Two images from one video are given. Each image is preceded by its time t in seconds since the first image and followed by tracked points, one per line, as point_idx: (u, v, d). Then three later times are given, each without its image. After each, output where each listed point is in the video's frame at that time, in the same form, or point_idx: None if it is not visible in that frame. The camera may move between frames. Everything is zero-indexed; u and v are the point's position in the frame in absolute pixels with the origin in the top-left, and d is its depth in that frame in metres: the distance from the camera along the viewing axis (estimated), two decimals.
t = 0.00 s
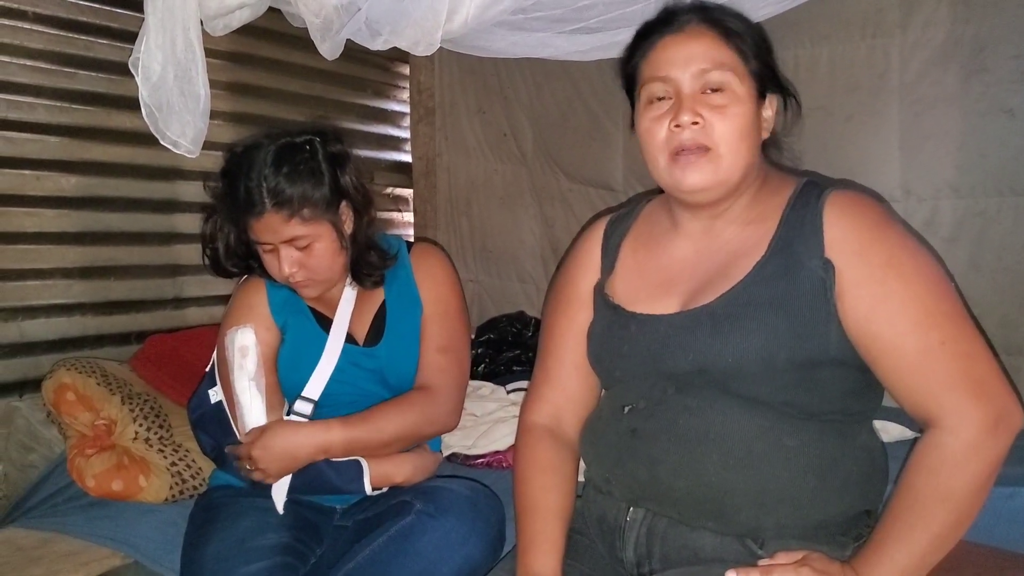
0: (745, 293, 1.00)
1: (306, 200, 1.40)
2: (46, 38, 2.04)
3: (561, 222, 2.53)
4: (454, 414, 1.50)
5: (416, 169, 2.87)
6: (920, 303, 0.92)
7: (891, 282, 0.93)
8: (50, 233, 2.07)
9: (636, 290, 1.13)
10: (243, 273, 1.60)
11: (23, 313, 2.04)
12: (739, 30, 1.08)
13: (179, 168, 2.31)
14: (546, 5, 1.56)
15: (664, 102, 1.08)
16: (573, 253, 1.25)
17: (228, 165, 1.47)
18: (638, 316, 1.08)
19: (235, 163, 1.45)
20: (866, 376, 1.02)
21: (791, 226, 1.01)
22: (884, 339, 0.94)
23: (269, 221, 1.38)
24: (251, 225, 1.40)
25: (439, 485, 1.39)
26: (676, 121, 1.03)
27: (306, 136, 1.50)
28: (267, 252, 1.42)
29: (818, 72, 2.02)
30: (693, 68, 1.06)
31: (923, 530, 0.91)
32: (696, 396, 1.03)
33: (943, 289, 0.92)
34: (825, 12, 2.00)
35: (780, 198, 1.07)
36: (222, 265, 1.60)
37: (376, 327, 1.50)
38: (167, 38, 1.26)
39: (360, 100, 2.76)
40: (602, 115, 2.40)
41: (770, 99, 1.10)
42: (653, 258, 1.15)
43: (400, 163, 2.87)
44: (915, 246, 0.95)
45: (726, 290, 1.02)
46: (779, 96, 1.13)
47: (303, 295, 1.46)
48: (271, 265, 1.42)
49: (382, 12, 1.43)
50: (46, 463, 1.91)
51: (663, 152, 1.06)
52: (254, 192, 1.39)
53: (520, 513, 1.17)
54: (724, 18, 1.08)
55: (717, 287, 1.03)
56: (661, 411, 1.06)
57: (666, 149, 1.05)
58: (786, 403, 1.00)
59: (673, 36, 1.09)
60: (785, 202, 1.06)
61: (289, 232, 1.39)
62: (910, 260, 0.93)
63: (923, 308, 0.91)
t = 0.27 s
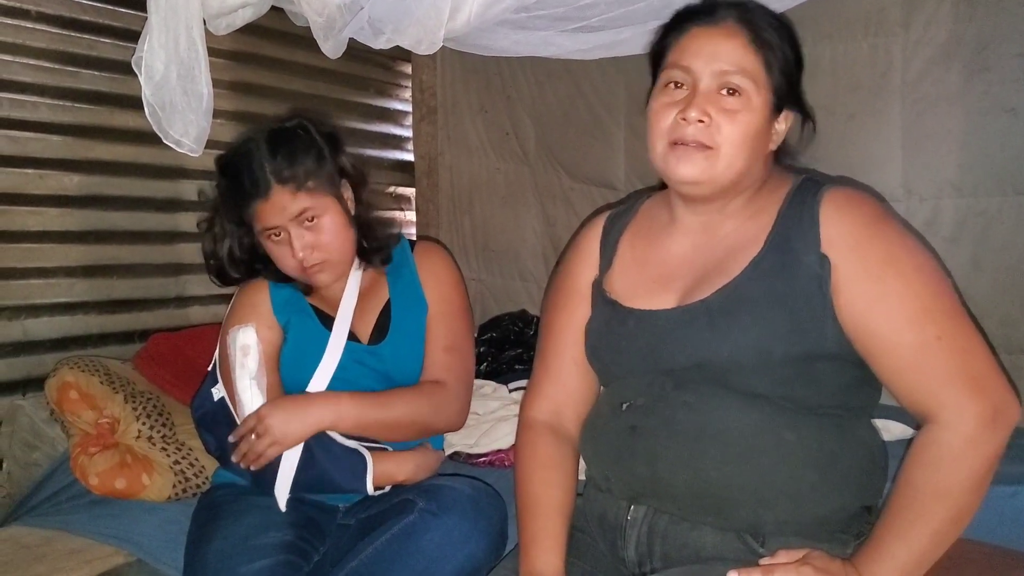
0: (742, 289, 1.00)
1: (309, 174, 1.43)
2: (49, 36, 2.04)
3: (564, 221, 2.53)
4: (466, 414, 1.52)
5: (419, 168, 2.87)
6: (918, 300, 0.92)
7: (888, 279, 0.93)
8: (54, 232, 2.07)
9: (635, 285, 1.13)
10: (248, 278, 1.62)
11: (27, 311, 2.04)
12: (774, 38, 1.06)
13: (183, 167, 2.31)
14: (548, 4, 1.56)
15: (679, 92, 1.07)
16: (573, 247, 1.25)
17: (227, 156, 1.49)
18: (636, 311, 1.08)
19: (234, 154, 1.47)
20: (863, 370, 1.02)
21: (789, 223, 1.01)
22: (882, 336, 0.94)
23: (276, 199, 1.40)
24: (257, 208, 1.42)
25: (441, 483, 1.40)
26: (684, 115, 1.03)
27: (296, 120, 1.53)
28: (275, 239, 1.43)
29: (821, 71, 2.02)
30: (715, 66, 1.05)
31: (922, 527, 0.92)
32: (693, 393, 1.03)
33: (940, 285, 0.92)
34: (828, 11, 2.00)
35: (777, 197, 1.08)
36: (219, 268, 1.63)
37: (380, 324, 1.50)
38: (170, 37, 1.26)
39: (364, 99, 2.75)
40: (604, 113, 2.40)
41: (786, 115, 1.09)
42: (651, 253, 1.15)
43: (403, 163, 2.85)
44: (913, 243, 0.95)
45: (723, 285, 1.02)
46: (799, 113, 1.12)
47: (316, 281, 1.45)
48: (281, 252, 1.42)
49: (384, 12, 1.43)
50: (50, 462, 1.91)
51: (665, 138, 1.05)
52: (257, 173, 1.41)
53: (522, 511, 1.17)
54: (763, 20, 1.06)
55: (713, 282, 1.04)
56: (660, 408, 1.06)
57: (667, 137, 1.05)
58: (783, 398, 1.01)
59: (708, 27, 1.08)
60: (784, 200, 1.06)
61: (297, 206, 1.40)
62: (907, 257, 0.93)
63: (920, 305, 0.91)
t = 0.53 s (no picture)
0: (740, 290, 1.00)
1: (307, 159, 1.46)
2: (52, 36, 2.04)
3: (566, 220, 2.53)
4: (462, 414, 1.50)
5: (421, 167, 2.87)
6: (916, 301, 0.92)
7: (886, 281, 0.93)
8: (56, 231, 2.07)
9: (634, 285, 1.13)
10: (251, 280, 1.63)
11: (30, 311, 2.05)
12: (786, 47, 1.05)
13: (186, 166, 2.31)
14: (551, 4, 1.56)
15: (686, 93, 1.07)
16: (574, 247, 1.25)
17: (225, 159, 1.51)
18: (633, 314, 1.09)
19: (231, 155, 1.49)
20: (860, 372, 1.03)
21: (787, 225, 1.01)
22: (880, 338, 0.94)
23: (279, 186, 1.43)
24: (260, 200, 1.44)
25: (444, 483, 1.40)
26: (688, 116, 1.03)
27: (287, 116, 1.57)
28: (281, 233, 1.42)
29: (824, 70, 2.02)
30: (722, 68, 1.05)
31: (922, 528, 0.92)
32: (692, 393, 1.03)
33: (938, 286, 0.92)
34: (831, 11, 1.99)
35: (774, 198, 1.08)
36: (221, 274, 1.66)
37: (382, 322, 1.50)
38: (173, 36, 1.26)
39: (366, 98, 2.76)
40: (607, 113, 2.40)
41: (791, 122, 1.08)
42: (651, 253, 1.15)
43: (405, 163, 2.87)
44: (909, 244, 0.95)
45: (720, 288, 1.02)
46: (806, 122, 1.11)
47: (327, 272, 1.44)
48: (288, 245, 1.42)
49: (387, 12, 1.44)
50: (53, 461, 1.92)
51: (667, 136, 1.06)
52: (257, 165, 1.45)
53: (523, 511, 1.17)
54: (775, 26, 1.05)
55: (710, 285, 1.04)
56: (658, 408, 1.06)
57: (671, 135, 1.06)
58: (782, 399, 1.01)
59: (720, 29, 1.07)
60: (783, 200, 1.06)
61: (300, 192, 1.42)
62: (904, 259, 0.94)
63: (918, 306, 0.92)
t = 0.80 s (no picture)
0: (742, 290, 1.00)
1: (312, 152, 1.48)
2: (54, 35, 2.04)
3: (569, 219, 2.53)
4: (477, 414, 1.51)
5: (423, 166, 2.86)
6: (916, 301, 0.91)
7: (886, 281, 0.93)
8: (59, 230, 2.08)
9: (636, 285, 1.13)
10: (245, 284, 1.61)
11: (33, 310, 2.05)
12: (775, 47, 1.03)
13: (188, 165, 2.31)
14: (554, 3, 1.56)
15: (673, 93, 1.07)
16: (576, 246, 1.24)
17: (223, 161, 1.52)
18: (635, 314, 1.08)
19: (229, 155, 1.50)
20: (860, 371, 1.02)
21: (788, 225, 1.01)
22: (881, 337, 0.94)
23: (289, 174, 1.44)
24: (267, 190, 1.44)
25: (446, 482, 1.39)
26: (669, 114, 1.03)
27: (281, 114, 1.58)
28: (290, 223, 1.42)
29: (827, 69, 2.02)
30: (706, 67, 1.04)
31: (924, 528, 0.91)
32: (692, 391, 1.03)
33: (939, 286, 0.92)
34: (835, 10, 1.99)
35: (775, 199, 1.07)
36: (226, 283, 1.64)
37: (388, 322, 1.50)
38: (176, 35, 1.26)
39: (368, 97, 2.76)
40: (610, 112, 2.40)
41: (788, 122, 1.05)
42: (652, 253, 1.14)
43: (408, 162, 2.86)
44: (910, 243, 0.95)
45: (722, 288, 1.02)
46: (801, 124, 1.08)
47: (338, 262, 1.43)
48: (300, 234, 1.41)
49: (389, 11, 1.44)
50: (56, 460, 1.92)
51: (653, 135, 1.06)
52: (260, 157, 1.45)
53: (525, 510, 1.17)
54: (764, 25, 1.03)
55: (709, 287, 1.03)
56: (660, 408, 1.06)
57: (656, 134, 1.06)
58: (784, 398, 1.00)
59: (704, 30, 1.07)
60: (784, 199, 1.06)
61: (307, 180, 1.43)
62: (904, 258, 0.93)
63: (919, 306, 0.91)
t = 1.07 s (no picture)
0: (742, 291, 1.00)
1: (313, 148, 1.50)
2: (56, 35, 2.04)
3: (570, 219, 2.53)
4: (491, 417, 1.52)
5: (426, 166, 2.86)
6: (917, 301, 0.91)
7: (887, 281, 0.93)
8: (60, 230, 2.08)
9: (636, 285, 1.13)
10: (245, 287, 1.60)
11: (34, 310, 2.05)
12: (774, 49, 1.03)
13: (189, 165, 2.32)
14: (555, 3, 1.56)
15: (671, 96, 1.07)
16: (577, 247, 1.24)
17: (223, 160, 1.52)
18: (635, 314, 1.08)
19: (228, 154, 1.50)
20: (859, 372, 1.02)
21: (788, 226, 1.01)
22: (881, 338, 0.94)
23: (290, 169, 1.44)
24: (269, 185, 1.45)
25: (448, 482, 1.39)
26: (666, 115, 1.04)
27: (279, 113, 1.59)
28: (293, 218, 1.42)
29: (829, 69, 2.02)
30: (703, 69, 1.04)
31: (924, 529, 0.91)
32: (692, 391, 1.03)
33: (939, 286, 0.92)
34: (836, 10, 1.99)
35: (775, 199, 1.07)
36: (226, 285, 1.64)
37: (390, 321, 1.50)
38: (178, 35, 1.27)
39: (370, 97, 2.76)
40: (611, 111, 2.39)
41: (786, 123, 1.05)
42: (653, 254, 1.14)
43: (409, 162, 2.86)
44: (910, 243, 0.95)
45: (724, 287, 1.02)
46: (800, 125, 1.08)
47: (339, 257, 1.43)
48: (301, 229, 1.41)
49: (389, 11, 1.44)
50: (57, 460, 1.92)
51: (651, 135, 1.07)
52: (261, 153, 1.46)
53: (526, 510, 1.17)
54: (764, 26, 1.03)
55: (708, 288, 1.04)
56: (660, 407, 1.06)
57: (655, 135, 1.06)
58: (784, 398, 1.00)
59: (702, 30, 1.07)
60: (785, 199, 1.06)
61: (309, 175, 1.44)
62: (905, 259, 0.93)
63: (919, 306, 0.91)
